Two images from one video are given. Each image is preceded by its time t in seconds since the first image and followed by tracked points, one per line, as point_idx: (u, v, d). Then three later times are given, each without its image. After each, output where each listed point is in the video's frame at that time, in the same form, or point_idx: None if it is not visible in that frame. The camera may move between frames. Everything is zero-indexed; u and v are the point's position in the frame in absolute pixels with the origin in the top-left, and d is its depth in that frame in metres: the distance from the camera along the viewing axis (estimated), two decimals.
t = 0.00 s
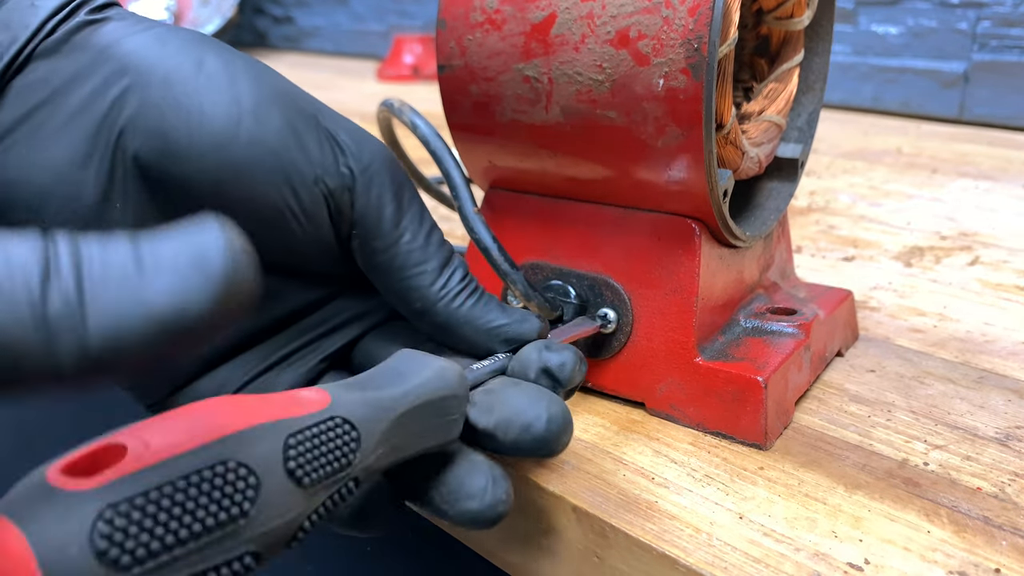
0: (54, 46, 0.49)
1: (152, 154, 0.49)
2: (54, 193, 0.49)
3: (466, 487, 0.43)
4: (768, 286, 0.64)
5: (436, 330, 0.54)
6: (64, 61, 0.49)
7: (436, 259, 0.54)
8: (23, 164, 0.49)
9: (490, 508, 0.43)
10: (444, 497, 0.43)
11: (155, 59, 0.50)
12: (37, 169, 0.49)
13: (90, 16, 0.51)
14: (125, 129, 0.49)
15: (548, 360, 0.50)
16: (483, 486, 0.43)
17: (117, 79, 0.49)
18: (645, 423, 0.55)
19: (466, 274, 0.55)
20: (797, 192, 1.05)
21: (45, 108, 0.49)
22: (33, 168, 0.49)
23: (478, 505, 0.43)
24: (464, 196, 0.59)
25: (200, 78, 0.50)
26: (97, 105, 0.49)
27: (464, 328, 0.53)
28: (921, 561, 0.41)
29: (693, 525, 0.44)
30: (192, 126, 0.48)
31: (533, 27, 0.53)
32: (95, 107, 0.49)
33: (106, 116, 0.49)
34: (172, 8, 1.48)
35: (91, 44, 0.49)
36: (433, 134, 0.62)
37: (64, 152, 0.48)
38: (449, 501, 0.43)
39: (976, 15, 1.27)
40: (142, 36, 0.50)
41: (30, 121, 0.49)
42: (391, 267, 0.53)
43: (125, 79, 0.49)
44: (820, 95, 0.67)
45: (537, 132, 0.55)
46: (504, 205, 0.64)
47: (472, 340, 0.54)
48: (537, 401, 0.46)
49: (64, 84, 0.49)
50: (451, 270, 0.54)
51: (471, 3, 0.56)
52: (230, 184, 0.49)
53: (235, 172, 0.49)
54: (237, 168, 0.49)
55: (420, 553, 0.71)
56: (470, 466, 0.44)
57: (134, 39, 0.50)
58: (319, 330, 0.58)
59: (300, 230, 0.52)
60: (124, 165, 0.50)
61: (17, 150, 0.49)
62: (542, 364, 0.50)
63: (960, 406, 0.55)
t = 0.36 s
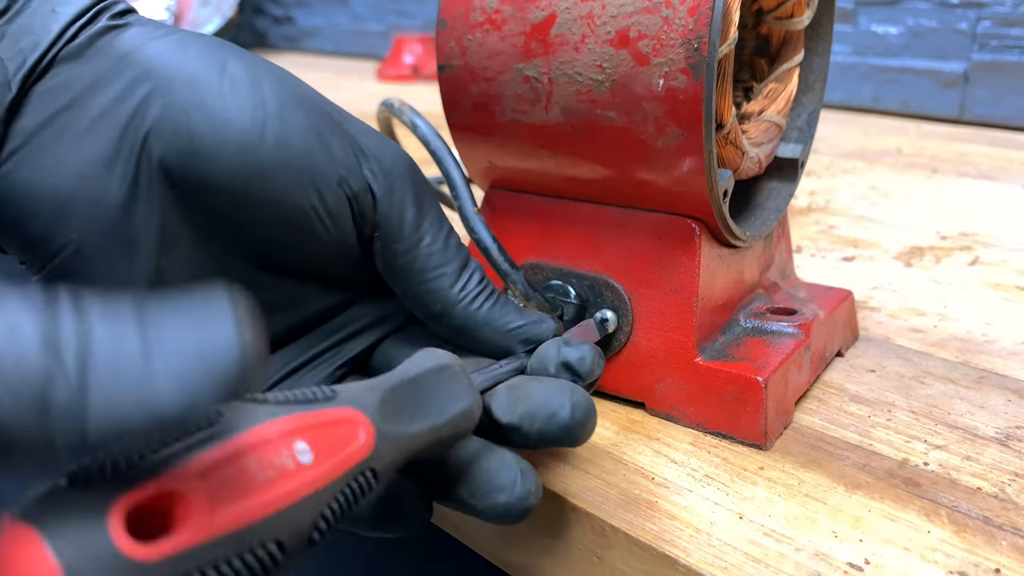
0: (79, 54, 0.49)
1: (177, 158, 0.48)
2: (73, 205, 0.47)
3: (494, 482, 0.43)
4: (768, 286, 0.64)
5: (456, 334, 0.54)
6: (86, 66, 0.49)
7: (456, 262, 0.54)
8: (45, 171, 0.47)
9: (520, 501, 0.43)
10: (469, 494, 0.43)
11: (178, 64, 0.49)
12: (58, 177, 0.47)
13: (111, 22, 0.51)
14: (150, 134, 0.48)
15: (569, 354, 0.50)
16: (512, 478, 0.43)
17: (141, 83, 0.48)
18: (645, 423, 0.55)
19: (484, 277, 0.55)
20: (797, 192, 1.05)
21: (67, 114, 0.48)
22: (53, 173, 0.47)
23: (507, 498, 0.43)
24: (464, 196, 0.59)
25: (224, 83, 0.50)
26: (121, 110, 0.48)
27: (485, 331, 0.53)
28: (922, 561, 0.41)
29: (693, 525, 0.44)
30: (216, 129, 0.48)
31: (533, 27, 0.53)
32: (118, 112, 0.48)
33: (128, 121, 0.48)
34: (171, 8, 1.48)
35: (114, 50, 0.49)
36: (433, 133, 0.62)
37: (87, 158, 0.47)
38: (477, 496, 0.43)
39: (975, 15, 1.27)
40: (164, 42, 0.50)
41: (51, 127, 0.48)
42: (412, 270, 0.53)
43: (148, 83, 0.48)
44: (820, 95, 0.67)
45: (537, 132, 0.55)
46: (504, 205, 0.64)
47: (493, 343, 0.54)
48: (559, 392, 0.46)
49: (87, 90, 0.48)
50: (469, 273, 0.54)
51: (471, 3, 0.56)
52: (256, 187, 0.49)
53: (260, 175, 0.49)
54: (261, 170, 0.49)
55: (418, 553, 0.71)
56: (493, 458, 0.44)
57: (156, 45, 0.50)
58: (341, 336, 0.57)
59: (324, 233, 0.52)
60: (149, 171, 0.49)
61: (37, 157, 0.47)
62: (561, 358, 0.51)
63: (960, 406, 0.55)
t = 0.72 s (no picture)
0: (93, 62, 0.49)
1: (192, 164, 0.49)
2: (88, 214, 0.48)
3: (508, 468, 0.44)
4: (768, 286, 0.64)
5: (467, 330, 0.55)
6: (99, 73, 0.49)
7: (466, 259, 0.54)
8: (62, 177, 0.48)
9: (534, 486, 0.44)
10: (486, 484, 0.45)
11: (191, 70, 0.50)
12: (74, 182, 0.48)
13: (124, 28, 0.51)
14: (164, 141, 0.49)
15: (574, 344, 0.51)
16: (524, 461, 0.44)
17: (154, 91, 0.49)
18: (645, 423, 0.55)
19: (493, 272, 0.55)
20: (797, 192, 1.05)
21: (83, 121, 0.48)
22: (68, 179, 0.48)
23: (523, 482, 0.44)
24: (464, 197, 0.60)
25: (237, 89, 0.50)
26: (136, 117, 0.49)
27: (495, 326, 0.54)
28: (921, 561, 0.41)
29: (693, 524, 0.44)
30: (229, 134, 0.48)
31: (533, 27, 0.53)
32: (132, 121, 0.49)
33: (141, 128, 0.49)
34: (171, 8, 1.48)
35: (127, 58, 0.49)
36: (432, 133, 0.62)
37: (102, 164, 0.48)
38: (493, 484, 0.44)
39: (976, 15, 1.27)
40: (174, 49, 0.51)
41: (66, 135, 0.48)
42: (423, 268, 0.53)
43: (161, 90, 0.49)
44: (820, 95, 0.67)
45: (537, 132, 0.55)
46: (504, 204, 0.64)
47: (504, 339, 0.54)
48: (568, 381, 0.47)
49: (101, 98, 0.49)
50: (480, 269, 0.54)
51: (471, 3, 0.56)
52: (269, 189, 0.49)
53: (274, 178, 0.49)
54: (275, 172, 0.49)
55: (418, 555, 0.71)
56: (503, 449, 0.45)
57: (165, 53, 0.50)
58: (351, 334, 0.58)
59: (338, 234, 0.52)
60: (163, 177, 0.49)
61: (53, 164, 0.48)
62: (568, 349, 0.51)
63: (960, 406, 0.55)
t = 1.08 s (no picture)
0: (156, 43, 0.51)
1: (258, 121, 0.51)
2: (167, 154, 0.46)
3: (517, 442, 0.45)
4: (768, 286, 0.64)
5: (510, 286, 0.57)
6: (157, 46, 0.51)
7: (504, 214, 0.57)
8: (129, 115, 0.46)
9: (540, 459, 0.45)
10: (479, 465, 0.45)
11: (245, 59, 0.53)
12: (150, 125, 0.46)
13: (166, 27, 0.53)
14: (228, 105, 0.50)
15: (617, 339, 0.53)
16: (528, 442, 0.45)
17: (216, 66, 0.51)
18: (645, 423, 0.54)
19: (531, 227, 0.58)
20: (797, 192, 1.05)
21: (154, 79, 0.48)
22: (139, 122, 0.46)
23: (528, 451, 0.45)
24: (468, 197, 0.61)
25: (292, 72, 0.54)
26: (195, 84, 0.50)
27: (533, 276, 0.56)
28: (921, 561, 0.41)
29: (693, 525, 0.44)
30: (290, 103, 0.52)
31: (533, 27, 0.52)
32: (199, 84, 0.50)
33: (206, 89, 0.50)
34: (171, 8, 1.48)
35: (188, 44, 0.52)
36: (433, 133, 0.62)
37: (178, 111, 0.48)
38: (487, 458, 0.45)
39: (976, 15, 1.27)
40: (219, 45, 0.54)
41: (134, 84, 0.48)
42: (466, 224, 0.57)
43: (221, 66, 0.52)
44: (820, 95, 0.67)
45: (537, 132, 0.55)
46: (503, 204, 0.64)
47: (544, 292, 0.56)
48: (617, 380, 0.48)
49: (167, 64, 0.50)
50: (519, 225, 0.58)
51: (471, 3, 0.56)
52: (344, 133, 0.53)
53: (340, 131, 0.53)
54: (339, 125, 0.53)
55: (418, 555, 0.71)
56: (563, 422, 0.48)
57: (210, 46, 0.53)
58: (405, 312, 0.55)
59: (395, 179, 0.55)
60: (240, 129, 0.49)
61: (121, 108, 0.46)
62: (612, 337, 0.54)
63: (961, 406, 0.55)
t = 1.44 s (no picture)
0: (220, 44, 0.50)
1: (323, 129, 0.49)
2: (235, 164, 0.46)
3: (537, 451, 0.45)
4: (768, 286, 0.64)
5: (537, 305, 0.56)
6: (216, 45, 0.50)
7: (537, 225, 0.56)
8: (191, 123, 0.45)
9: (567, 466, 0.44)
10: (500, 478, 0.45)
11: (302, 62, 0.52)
12: (217, 132, 0.46)
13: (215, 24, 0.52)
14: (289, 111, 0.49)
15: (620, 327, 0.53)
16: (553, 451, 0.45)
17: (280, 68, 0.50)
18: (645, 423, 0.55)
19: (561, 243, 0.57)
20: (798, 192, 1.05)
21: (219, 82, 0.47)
22: (205, 127, 0.46)
23: (554, 459, 0.44)
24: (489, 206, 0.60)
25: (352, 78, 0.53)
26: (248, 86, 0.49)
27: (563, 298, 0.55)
28: (921, 561, 0.41)
29: (693, 525, 0.44)
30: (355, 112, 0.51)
31: (533, 27, 0.52)
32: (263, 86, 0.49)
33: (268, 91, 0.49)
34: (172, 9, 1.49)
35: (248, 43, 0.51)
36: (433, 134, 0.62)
37: (247, 114, 0.47)
38: (514, 468, 0.44)
39: (976, 15, 1.27)
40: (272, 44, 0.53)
41: (196, 90, 0.47)
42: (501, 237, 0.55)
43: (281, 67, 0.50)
44: (820, 95, 0.67)
45: (538, 132, 0.55)
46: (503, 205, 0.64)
47: (571, 311, 0.55)
48: (637, 372, 0.47)
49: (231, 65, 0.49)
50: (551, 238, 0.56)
51: (471, 3, 0.55)
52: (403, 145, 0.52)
53: (405, 140, 0.52)
54: (404, 134, 0.52)
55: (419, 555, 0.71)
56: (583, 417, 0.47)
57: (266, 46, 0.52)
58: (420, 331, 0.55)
59: (446, 194, 0.54)
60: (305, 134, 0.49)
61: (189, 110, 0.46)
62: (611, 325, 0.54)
63: (961, 406, 0.55)
